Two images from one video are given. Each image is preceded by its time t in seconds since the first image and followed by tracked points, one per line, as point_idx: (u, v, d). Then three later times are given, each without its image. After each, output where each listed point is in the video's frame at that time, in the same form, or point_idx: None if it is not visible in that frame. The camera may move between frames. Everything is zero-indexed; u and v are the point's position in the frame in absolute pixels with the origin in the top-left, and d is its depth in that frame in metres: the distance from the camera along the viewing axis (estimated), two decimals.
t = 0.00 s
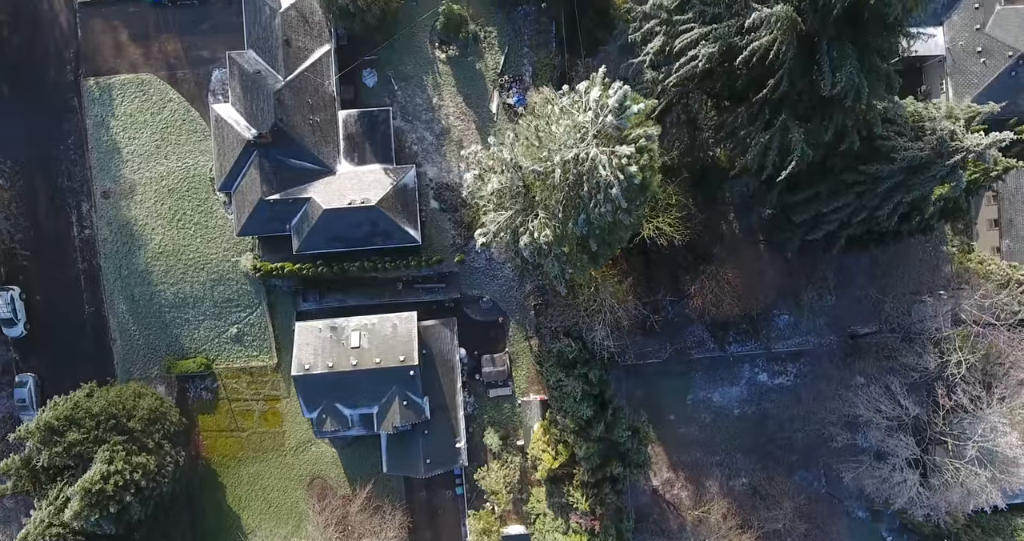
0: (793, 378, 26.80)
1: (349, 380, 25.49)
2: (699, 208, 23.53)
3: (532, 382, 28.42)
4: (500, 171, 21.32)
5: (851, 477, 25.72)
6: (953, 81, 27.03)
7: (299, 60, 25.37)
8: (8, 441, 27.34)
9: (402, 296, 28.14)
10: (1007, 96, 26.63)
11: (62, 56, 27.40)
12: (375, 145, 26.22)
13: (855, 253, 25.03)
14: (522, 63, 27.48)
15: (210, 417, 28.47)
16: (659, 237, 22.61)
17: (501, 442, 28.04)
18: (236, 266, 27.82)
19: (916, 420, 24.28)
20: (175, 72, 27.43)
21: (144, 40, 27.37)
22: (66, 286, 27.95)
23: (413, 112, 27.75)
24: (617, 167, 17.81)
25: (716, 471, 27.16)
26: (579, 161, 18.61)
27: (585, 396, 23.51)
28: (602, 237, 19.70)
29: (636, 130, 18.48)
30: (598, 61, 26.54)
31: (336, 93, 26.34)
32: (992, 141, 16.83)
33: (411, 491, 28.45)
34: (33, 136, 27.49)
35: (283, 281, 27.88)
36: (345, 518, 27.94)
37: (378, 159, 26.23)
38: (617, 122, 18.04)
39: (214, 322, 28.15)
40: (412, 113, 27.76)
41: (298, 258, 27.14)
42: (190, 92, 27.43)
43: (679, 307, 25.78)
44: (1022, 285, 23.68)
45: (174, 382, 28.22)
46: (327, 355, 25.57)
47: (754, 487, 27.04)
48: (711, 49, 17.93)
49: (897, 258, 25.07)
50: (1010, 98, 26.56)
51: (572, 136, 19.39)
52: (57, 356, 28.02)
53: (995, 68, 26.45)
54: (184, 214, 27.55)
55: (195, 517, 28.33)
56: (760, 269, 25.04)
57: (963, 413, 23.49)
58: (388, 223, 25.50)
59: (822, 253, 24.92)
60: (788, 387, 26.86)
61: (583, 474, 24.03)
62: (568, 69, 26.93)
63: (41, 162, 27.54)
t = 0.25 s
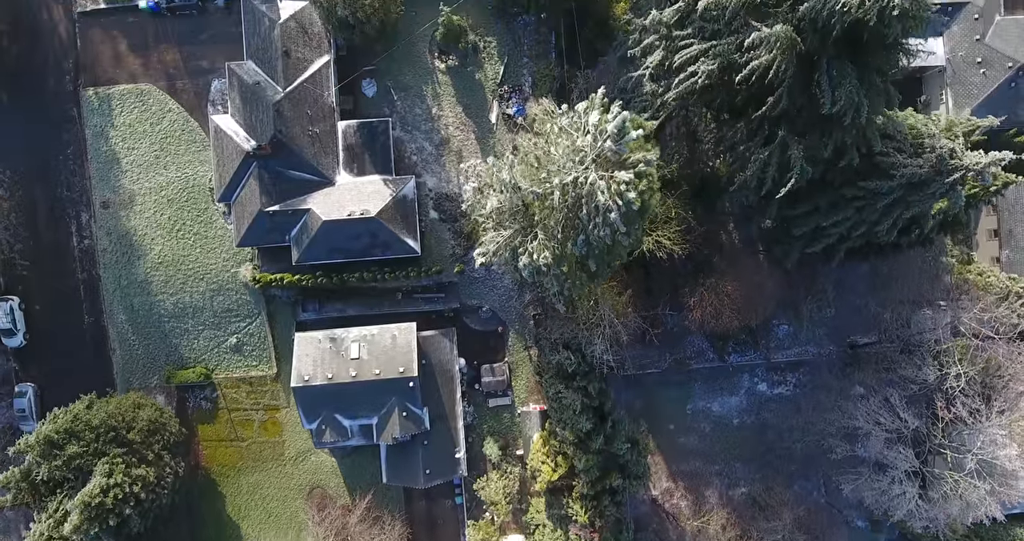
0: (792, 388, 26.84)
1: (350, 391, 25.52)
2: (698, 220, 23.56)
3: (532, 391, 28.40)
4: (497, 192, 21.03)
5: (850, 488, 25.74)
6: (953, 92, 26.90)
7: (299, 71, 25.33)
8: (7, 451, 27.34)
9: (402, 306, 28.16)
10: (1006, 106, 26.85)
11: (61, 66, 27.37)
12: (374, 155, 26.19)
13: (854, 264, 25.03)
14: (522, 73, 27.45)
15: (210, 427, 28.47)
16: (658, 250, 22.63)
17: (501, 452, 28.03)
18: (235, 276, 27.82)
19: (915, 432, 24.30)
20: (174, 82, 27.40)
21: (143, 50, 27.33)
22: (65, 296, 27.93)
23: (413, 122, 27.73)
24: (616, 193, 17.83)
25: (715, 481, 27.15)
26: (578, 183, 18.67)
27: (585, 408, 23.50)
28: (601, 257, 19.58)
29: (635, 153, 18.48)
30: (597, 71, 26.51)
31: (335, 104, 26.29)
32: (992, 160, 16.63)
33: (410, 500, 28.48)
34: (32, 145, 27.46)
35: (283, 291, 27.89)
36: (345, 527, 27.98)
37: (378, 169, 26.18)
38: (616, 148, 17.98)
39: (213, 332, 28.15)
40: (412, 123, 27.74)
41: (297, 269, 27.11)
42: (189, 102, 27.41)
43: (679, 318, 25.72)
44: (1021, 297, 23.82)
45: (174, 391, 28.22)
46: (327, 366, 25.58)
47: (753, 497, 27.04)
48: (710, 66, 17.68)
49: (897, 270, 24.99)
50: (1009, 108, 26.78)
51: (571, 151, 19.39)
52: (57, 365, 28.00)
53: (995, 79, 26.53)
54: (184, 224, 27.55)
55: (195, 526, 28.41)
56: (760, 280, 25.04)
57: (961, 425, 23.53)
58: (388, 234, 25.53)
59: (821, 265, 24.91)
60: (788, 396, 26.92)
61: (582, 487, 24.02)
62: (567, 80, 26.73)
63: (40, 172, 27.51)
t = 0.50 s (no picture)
0: (791, 399, 26.79)
1: (349, 403, 25.52)
2: (698, 233, 23.54)
3: (531, 402, 28.37)
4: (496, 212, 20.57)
5: (849, 500, 25.75)
6: (953, 103, 26.88)
7: (298, 83, 25.32)
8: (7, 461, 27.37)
9: (402, 316, 28.16)
10: (1006, 117, 26.75)
11: (60, 76, 27.36)
12: (373, 167, 26.17)
13: (854, 276, 25.01)
14: (521, 84, 27.44)
15: (209, 437, 28.48)
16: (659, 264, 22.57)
17: (500, 463, 28.04)
18: (234, 287, 27.81)
19: (914, 445, 24.32)
20: (173, 93, 27.37)
21: (142, 60, 27.30)
22: (65, 307, 27.93)
23: (412, 133, 27.72)
24: (615, 220, 17.87)
25: (714, 491, 27.14)
26: (578, 206, 18.61)
27: (584, 422, 23.56)
28: (599, 279, 19.54)
29: (636, 179, 18.43)
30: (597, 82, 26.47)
31: (335, 115, 26.26)
32: (991, 180, 16.70)
33: (409, 510, 28.50)
34: (31, 156, 27.46)
35: (282, 301, 27.89)
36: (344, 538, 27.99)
37: (377, 181, 26.18)
38: (615, 175, 17.91)
39: (212, 343, 28.15)
40: (411, 134, 27.73)
41: (297, 280, 27.09)
42: (188, 113, 27.38)
43: (680, 329, 25.58)
44: (1020, 311, 23.85)
45: (173, 402, 28.22)
46: (326, 378, 25.59)
47: (752, 508, 27.03)
48: (710, 84, 17.58)
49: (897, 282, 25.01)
50: (1008, 120, 26.71)
51: (571, 168, 19.39)
52: (56, 376, 28.00)
53: (995, 91, 26.45)
54: (183, 235, 27.54)
55: (194, 537, 28.43)
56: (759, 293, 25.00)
57: (960, 438, 23.55)
58: (387, 246, 25.53)
59: (821, 278, 24.90)
60: (787, 407, 26.85)
61: (581, 500, 24.03)
62: (567, 91, 26.63)
63: (39, 183, 27.52)
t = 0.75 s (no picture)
0: (790, 409, 26.77)
1: (348, 415, 25.53)
2: (697, 247, 23.48)
3: (530, 413, 28.37)
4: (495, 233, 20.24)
5: (849, 512, 25.75)
6: (953, 115, 26.91)
7: (297, 95, 25.32)
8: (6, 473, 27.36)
9: (401, 327, 28.18)
10: (1004, 129, 26.80)
11: (59, 88, 27.36)
12: (373, 179, 26.16)
13: (853, 289, 25.01)
14: (521, 95, 27.44)
15: (208, 448, 28.47)
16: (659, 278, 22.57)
17: (499, 474, 28.08)
18: (234, 299, 27.80)
19: (913, 459, 24.32)
20: (173, 105, 27.36)
21: (141, 72, 27.29)
22: (64, 318, 27.93)
23: (411, 144, 27.73)
24: (614, 249, 17.91)
25: (713, 502, 27.15)
26: (576, 224, 18.68)
27: (583, 435, 23.53)
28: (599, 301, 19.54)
29: (634, 207, 18.55)
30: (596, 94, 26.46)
31: (334, 127, 26.21)
32: (990, 200, 16.82)
33: (408, 521, 28.54)
34: (31, 168, 27.49)
35: (282, 313, 27.89)
36: None
37: (377, 193, 26.18)
38: (613, 204, 17.95)
39: (212, 354, 28.15)
40: (411, 145, 27.73)
41: (296, 293, 27.07)
42: (188, 125, 27.36)
43: (680, 341, 25.50)
44: (1019, 325, 23.79)
45: (172, 413, 28.21)
46: (326, 391, 25.59)
47: (751, 519, 27.04)
48: (709, 104, 17.48)
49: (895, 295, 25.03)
50: (1007, 132, 26.75)
51: (571, 188, 19.37)
52: (56, 387, 28.00)
53: (995, 103, 26.47)
54: (182, 247, 27.53)
55: None
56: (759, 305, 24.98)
57: (959, 451, 23.51)
58: (386, 258, 25.52)
59: (820, 291, 24.90)
60: (786, 418, 26.84)
61: (580, 513, 23.91)
62: (566, 104, 26.40)
63: (39, 195, 27.55)
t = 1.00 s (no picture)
0: (790, 420, 26.74)
1: (348, 428, 25.53)
2: (697, 261, 23.39)
3: (530, 424, 28.35)
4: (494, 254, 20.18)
5: (848, 526, 25.77)
6: (952, 127, 26.91)
7: (297, 108, 25.30)
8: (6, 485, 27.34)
9: (401, 339, 28.17)
10: (1004, 142, 26.81)
11: (59, 100, 27.35)
12: (372, 192, 26.15)
13: (853, 302, 25.01)
14: (520, 107, 27.43)
15: (208, 459, 28.48)
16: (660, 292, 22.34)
17: (499, 485, 28.12)
18: (233, 311, 27.80)
19: (912, 473, 24.54)
20: (172, 117, 27.33)
21: (141, 84, 27.26)
22: (64, 330, 27.92)
23: (411, 156, 27.71)
24: (613, 279, 17.95)
25: (713, 513, 27.15)
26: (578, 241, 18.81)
27: (583, 450, 23.56)
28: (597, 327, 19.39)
29: (633, 236, 18.62)
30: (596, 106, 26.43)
31: (333, 139, 26.20)
32: (991, 223, 16.74)
33: (408, 532, 28.59)
34: (30, 180, 27.49)
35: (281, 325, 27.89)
36: None
37: (376, 206, 26.17)
38: (613, 234, 17.82)
39: (211, 366, 28.15)
40: (410, 157, 27.72)
41: (295, 305, 26.99)
42: (187, 137, 27.34)
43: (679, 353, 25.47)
44: (1018, 339, 23.71)
45: (172, 424, 28.21)
46: (326, 404, 25.60)
47: (751, 530, 27.05)
48: (709, 123, 17.45)
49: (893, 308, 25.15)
50: (1006, 144, 26.77)
51: (571, 213, 19.63)
52: (55, 399, 28.00)
53: (994, 115, 26.46)
54: (182, 259, 27.52)
55: None
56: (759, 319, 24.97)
57: (957, 466, 23.73)
58: (385, 271, 25.49)
59: (819, 304, 24.91)
60: (785, 429, 26.82)
61: (579, 527, 23.92)
62: (566, 115, 26.44)
63: (39, 207, 27.55)
